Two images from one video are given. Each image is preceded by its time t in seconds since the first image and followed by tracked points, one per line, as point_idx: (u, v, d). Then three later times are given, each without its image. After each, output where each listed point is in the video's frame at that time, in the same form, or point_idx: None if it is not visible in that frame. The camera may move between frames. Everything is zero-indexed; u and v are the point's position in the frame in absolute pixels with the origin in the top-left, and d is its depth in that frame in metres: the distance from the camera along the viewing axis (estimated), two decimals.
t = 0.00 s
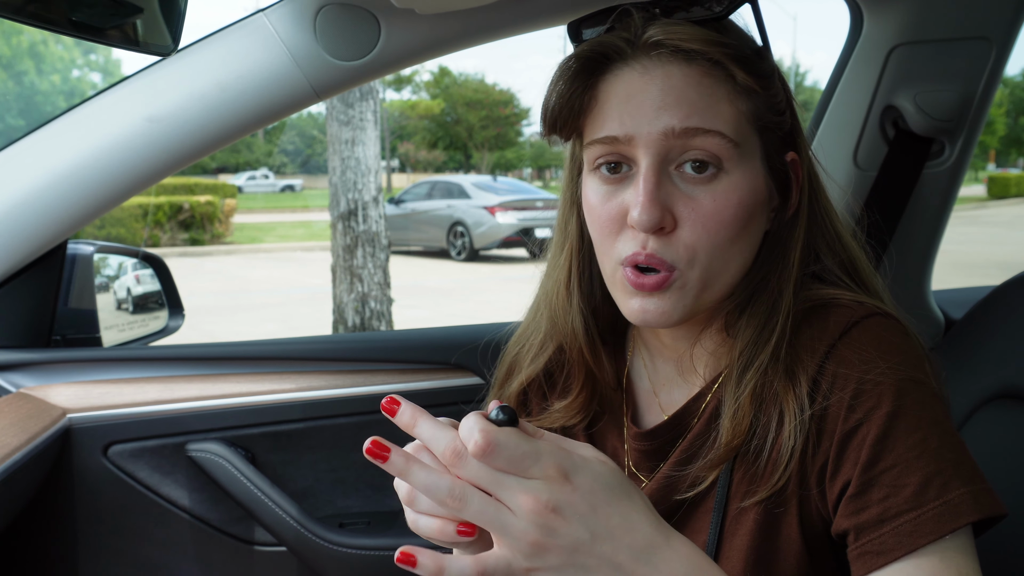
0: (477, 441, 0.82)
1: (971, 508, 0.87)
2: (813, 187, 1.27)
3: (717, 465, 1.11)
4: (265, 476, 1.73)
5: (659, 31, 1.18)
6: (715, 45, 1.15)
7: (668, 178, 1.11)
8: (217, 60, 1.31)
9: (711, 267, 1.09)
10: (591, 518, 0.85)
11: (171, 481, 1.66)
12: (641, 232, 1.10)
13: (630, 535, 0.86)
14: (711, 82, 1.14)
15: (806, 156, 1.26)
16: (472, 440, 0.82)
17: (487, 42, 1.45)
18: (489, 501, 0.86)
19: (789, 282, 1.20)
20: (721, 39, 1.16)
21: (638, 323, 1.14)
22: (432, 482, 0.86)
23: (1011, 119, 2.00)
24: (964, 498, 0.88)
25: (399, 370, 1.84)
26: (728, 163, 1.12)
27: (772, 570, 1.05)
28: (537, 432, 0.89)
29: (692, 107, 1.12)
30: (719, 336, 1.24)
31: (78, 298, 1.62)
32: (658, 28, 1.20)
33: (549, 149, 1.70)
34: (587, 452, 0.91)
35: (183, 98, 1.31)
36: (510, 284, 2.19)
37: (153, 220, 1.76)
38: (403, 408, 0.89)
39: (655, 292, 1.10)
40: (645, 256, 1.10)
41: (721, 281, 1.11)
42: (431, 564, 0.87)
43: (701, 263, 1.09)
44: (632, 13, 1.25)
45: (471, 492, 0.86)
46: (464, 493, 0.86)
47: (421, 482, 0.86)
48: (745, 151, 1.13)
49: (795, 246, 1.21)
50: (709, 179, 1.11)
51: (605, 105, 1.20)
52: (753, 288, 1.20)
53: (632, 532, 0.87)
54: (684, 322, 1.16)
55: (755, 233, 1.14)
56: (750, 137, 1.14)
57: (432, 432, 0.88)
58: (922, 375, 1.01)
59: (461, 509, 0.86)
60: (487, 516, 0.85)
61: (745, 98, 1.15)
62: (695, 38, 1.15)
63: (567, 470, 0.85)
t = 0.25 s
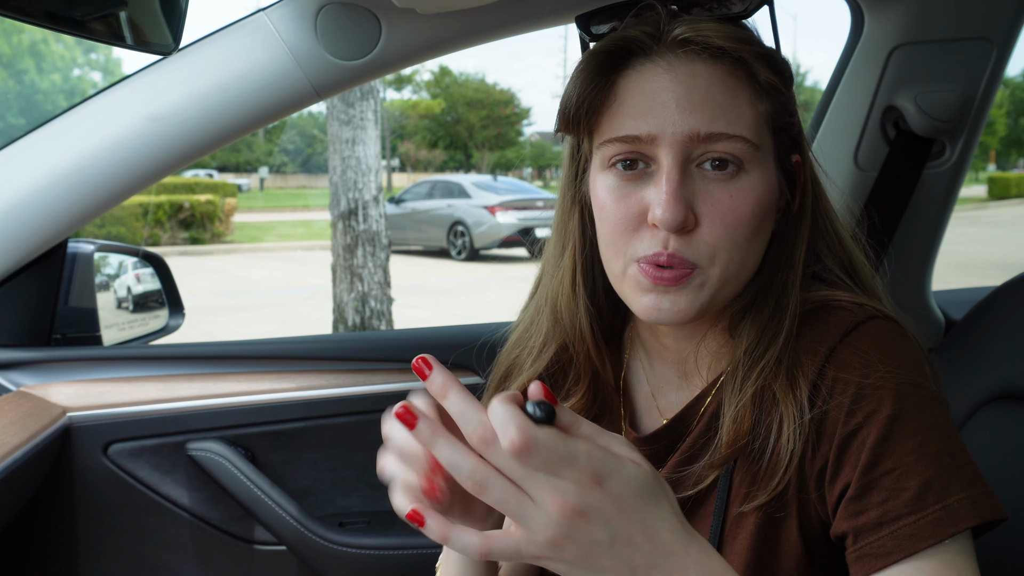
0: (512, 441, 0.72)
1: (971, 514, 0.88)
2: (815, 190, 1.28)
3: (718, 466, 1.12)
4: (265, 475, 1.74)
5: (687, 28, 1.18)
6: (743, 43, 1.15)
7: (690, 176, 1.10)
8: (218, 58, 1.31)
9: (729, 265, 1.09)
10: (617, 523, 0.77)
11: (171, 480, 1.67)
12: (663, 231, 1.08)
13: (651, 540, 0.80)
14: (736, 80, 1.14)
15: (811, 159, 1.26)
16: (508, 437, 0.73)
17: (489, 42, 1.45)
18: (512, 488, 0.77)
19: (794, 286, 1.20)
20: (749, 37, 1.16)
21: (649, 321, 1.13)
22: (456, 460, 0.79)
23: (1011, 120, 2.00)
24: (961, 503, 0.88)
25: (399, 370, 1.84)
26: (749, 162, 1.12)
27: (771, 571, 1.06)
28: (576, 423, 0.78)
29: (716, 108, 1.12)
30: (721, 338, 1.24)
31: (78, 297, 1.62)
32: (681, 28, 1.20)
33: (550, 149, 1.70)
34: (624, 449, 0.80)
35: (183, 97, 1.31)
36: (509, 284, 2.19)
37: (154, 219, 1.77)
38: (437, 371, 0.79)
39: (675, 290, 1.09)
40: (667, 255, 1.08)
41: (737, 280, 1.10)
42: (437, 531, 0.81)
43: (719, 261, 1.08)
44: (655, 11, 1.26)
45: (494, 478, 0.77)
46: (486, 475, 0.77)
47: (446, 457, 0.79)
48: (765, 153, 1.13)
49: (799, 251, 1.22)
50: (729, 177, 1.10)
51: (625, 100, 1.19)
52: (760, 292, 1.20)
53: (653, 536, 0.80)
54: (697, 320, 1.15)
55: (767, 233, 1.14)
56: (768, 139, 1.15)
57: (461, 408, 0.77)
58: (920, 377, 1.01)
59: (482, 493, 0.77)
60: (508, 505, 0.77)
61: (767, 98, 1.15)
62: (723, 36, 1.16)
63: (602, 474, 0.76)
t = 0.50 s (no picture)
0: (570, 480, 0.69)
1: (984, 521, 0.89)
2: (819, 190, 1.28)
3: (730, 470, 1.11)
4: (265, 475, 1.74)
5: (687, 31, 1.17)
6: (744, 48, 1.15)
7: (693, 182, 1.10)
8: (218, 58, 1.31)
9: (731, 270, 1.09)
10: (661, 536, 0.78)
11: (171, 480, 1.67)
12: (664, 239, 1.08)
13: (690, 542, 0.80)
14: (737, 85, 1.13)
15: (813, 158, 1.26)
16: (563, 474, 0.70)
17: (488, 41, 1.45)
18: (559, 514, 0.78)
19: (800, 287, 1.20)
20: (751, 42, 1.16)
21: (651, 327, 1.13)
22: (498, 481, 0.80)
23: (1011, 118, 2.00)
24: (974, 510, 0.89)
25: (399, 369, 1.84)
26: (751, 167, 1.12)
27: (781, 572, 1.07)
28: (617, 430, 0.76)
29: (720, 111, 1.12)
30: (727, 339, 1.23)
31: (78, 297, 1.62)
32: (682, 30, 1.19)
33: (550, 149, 1.70)
34: (660, 454, 0.79)
35: (183, 97, 1.31)
36: (509, 283, 2.19)
37: (153, 219, 1.75)
38: (471, 391, 0.81)
39: (675, 296, 1.09)
40: (668, 261, 1.08)
41: (740, 284, 1.10)
42: (478, 535, 0.83)
43: (722, 266, 1.08)
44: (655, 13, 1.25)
45: (538, 504, 0.79)
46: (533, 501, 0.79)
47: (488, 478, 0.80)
48: (768, 155, 1.13)
49: (803, 251, 1.22)
50: (732, 183, 1.10)
51: (626, 104, 1.18)
52: (762, 295, 1.20)
53: (691, 539, 0.80)
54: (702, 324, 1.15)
55: (771, 236, 1.14)
56: (771, 141, 1.14)
57: (499, 431, 0.79)
58: (936, 383, 1.01)
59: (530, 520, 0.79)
60: (554, 532, 0.78)
61: (770, 101, 1.15)
62: (724, 41, 1.15)
63: (653, 493, 0.75)
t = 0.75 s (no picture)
0: (570, 479, 0.69)
1: (984, 518, 0.89)
2: (820, 188, 1.27)
3: (732, 466, 1.12)
4: (265, 475, 1.74)
5: (686, 47, 1.17)
6: (742, 63, 1.14)
7: (691, 192, 1.10)
8: (218, 58, 1.31)
9: (731, 277, 1.09)
10: (663, 532, 0.78)
11: (171, 480, 1.67)
12: (664, 248, 1.08)
13: (691, 537, 0.80)
14: (737, 96, 1.12)
15: (814, 157, 1.26)
16: (563, 474, 0.70)
17: (488, 40, 1.45)
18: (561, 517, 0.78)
19: (802, 285, 1.20)
20: (749, 55, 1.16)
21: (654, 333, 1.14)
22: (499, 486, 0.80)
23: (1011, 117, 2.00)
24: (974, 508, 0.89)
25: (398, 369, 1.85)
26: (751, 174, 1.11)
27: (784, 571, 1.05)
28: (613, 428, 0.76)
29: (718, 123, 1.11)
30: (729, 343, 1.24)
31: (78, 296, 1.62)
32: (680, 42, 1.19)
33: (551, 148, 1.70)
34: (657, 452, 0.79)
35: (182, 97, 1.31)
36: (509, 283, 2.19)
37: (153, 219, 1.75)
38: (466, 398, 0.80)
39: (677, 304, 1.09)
40: (668, 267, 1.08)
41: (740, 288, 1.10)
42: (479, 538, 0.82)
43: (720, 273, 1.08)
44: (653, 24, 1.25)
45: (539, 507, 0.79)
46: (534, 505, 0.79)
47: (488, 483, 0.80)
48: (768, 163, 1.13)
49: (805, 250, 1.22)
50: (732, 189, 1.10)
51: (624, 115, 1.18)
52: (763, 295, 1.21)
53: (692, 534, 0.80)
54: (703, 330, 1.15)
55: (771, 239, 1.13)
56: (771, 146, 1.14)
57: (497, 437, 0.79)
58: (938, 382, 1.00)
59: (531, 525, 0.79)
60: (556, 535, 0.78)
61: (770, 108, 1.15)
62: (720, 58, 1.14)
63: (653, 489, 0.75)
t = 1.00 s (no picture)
0: (576, 473, 0.69)
1: (993, 519, 0.89)
2: (827, 188, 1.27)
3: (740, 470, 1.11)
4: (265, 474, 1.74)
5: (686, 45, 1.17)
6: (744, 61, 1.15)
7: (695, 193, 1.09)
8: (219, 56, 1.31)
9: (736, 277, 1.08)
10: (666, 529, 0.78)
11: (171, 478, 1.67)
12: (669, 248, 1.08)
13: (696, 534, 0.80)
14: (739, 96, 1.13)
15: (820, 157, 1.26)
16: (569, 468, 0.70)
17: (489, 39, 1.45)
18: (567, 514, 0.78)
19: (809, 285, 1.20)
20: (751, 54, 1.16)
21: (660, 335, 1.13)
22: (504, 481, 0.80)
23: (1012, 117, 2.00)
24: (983, 509, 0.89)
25: (399, 368, 1.85)
26: (755, 174, 1.11)
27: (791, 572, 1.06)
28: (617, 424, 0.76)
29: (720, 123, 1.11)
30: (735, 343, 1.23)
31: (78, 294, 1.62)
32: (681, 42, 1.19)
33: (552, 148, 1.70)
34: (662, 448, 0.79)
35: (183, 95, 1.31)
36: (509, 281, 2.19)
37: (154, 216, 1.72)
38: (480, 389, 0.81)
39: (681, 302, 1.09)
40: (673, 271, 1.08)
41: (746, 289, 1.10)
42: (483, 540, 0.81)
43: (725, 273, 1.07)
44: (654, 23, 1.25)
45: (545, 504, 0.78)
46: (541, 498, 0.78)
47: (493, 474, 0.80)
48: (770, 163, 1.13)
49: (812, 250, 1.22)
50: (737, 188, 1.10)
51: (626, 116, 1.18)
52: (774, 295, 1.20)
53: (697, 531, 0.80)
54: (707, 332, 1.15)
55: (776, 240, 1.13)
56: (775, 147, 1.14)
57: (504, 431, 0.78)
58: (948, 384, 1.01)
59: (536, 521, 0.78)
60: (562, 531, 0.78)
61: (771, 107, 1.15)
62: (723, 57, 1.15)
63: (658, 485, 0.75)
